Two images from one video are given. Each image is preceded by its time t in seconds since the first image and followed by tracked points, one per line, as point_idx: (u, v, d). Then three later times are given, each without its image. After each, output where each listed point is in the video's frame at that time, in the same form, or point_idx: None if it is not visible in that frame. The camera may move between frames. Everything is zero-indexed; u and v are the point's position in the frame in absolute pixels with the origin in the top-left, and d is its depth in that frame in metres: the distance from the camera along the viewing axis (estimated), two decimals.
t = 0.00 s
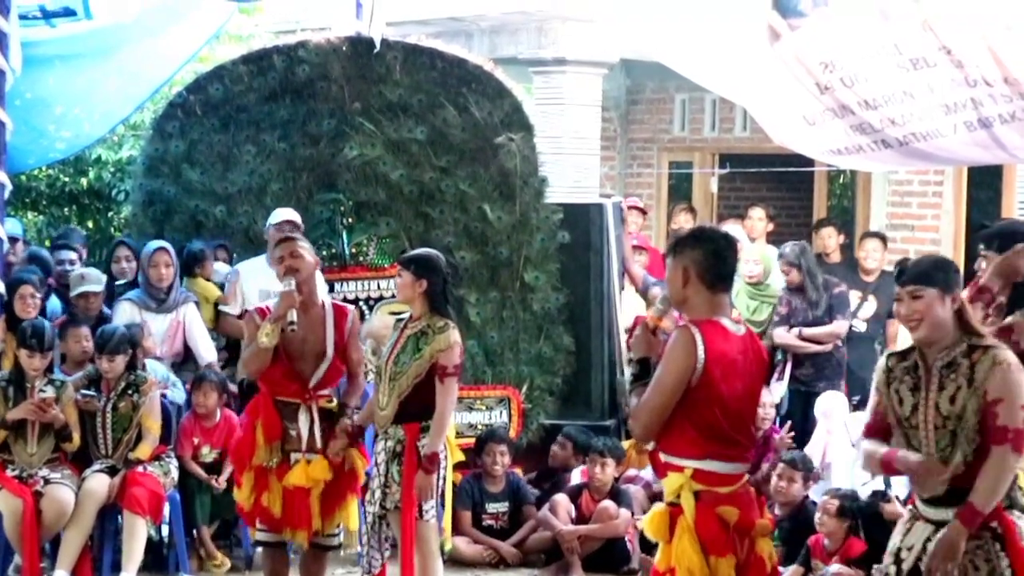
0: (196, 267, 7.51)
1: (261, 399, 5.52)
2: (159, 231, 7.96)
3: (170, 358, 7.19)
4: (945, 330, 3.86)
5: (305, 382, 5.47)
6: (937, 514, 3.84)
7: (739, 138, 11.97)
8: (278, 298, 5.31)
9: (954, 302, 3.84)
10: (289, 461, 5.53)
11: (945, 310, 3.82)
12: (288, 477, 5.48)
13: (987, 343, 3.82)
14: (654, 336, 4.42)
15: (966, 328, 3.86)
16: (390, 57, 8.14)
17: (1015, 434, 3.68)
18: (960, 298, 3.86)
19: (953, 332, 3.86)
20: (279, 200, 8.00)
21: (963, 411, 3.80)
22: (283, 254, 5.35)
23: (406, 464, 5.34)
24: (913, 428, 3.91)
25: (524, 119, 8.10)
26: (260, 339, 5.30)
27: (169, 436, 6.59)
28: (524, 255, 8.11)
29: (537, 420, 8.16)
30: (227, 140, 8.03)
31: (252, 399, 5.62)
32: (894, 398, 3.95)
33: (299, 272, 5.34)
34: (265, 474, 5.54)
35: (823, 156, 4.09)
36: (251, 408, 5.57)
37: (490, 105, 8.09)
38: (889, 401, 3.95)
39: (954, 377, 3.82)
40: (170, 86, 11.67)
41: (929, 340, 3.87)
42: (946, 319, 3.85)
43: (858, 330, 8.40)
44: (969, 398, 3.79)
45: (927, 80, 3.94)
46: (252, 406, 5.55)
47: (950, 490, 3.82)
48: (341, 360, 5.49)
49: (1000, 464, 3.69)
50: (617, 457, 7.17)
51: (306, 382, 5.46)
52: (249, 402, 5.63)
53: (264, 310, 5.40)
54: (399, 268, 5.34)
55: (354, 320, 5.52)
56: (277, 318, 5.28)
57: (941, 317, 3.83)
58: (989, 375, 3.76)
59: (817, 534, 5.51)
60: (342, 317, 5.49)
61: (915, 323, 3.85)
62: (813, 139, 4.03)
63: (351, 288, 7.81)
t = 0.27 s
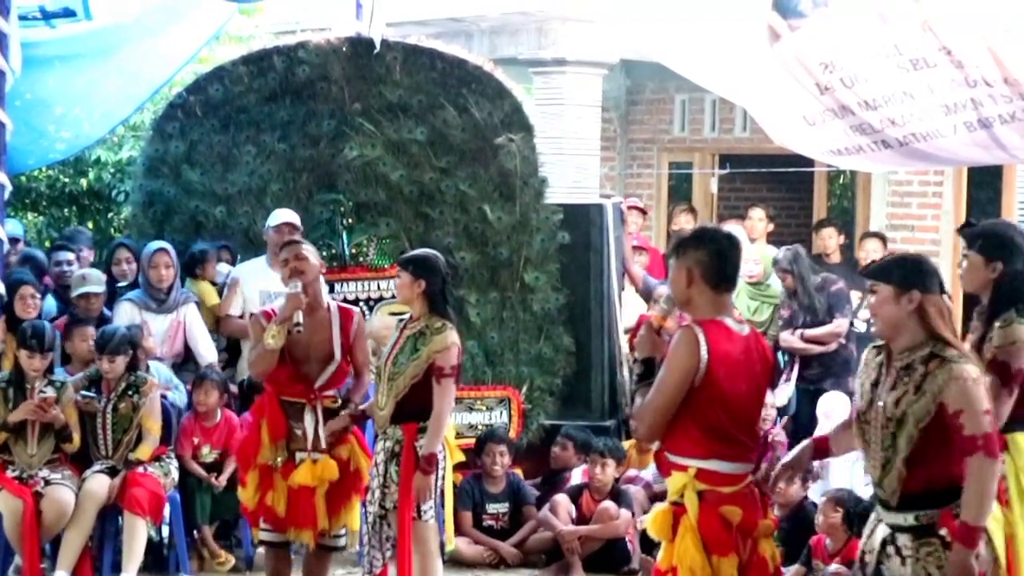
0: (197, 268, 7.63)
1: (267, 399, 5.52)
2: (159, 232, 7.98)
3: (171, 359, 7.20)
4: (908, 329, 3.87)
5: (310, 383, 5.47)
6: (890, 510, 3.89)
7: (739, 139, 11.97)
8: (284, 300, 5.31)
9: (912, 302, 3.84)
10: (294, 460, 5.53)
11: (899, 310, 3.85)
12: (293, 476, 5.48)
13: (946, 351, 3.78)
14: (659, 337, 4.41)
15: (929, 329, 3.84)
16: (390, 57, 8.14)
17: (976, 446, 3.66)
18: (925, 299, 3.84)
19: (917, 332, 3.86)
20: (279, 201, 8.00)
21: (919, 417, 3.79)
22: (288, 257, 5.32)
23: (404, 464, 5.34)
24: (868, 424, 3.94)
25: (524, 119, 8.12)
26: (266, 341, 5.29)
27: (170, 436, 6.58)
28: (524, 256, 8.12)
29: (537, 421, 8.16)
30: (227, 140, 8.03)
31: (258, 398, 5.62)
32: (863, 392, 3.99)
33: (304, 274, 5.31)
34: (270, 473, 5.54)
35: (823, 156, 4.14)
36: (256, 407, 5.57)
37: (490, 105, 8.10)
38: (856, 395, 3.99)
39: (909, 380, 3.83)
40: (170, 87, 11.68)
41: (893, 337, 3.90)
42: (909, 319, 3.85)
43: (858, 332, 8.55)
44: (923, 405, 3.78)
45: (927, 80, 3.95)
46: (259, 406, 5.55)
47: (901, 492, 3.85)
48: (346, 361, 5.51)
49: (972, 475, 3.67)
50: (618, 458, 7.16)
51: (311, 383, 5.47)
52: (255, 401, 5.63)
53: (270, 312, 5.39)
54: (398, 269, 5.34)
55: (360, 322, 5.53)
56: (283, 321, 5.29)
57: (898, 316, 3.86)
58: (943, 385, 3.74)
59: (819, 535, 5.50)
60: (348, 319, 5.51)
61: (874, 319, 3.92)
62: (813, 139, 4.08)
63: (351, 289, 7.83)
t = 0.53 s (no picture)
0: (196, 268, 7.63)
1: (271, 398, 5.52)
2: (159, 232, 8.00)
3: (171, 359, 7.21)
4: (867, 322, 3.97)
5: (315, 383, 5.48)
6: (843, 496, 4.01)
7: (739, 138, 11.92)
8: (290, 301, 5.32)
9: (870, 295, 3.95)
10: (298, 460, 5.53)
11: (857, 303, 3.97)
12: (297, 476, 5.48)
13: (899, 346, 3.89)
14: (661, 336, 4.45)
15: (887, 323, 3.95)
16: (390, 58, 8.14)
17: (953, 426, 3.80)
18: (882, 293, 3.95)
19: (876, 324, 3.96)
20: (280, 201, 7.99)
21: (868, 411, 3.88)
22: (293, 258, 5.37)
23: (403, 464, 5.33)
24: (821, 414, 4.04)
25: (524, 120, 8.13)
26: (273, 340, 5.29)
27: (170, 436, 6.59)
28: (524, 256, 8.12)
29: (538, 421, 8.15)
30: (227, 141, 8.04)
31: (262, 398, 5.61)
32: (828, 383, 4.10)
33: (309, 274, 5.36)
34: (274, 472, 5.54)
35: (823, 155, 4.19)
36: (260, 407, 5.56)
37: (490, 105, 8.10)
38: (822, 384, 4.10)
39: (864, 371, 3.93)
40: (170, 87, 11.69)
41: (853, 328, 4.01)
42: (868, 312, 3.97)
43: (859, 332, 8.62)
44: (873, 399, 3.87)
45: (927, 79, 3.95)
46: (263, 406, 5.54)
47: (856, 480, 3.96)
48: (350, 362, 5.52)
49: (959, 449, 3.84)
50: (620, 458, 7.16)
51: (316, 384, 5.48)
52: (259, 401, 5.62)
53: (275, 313, 5.41)
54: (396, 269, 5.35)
55: (365, 322, 5.56)
56: (290, 320, 5.29)
57: (857, 309, 3.98)
58: (895, 378, 3.85)
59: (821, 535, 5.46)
60: (352, 320, 5.53)
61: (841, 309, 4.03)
62: (813, 138, 4.12)
63: (351, 289, 7.71)
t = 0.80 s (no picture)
0: (191, 266, 7.54)
1: (274, 397, 5.51)
2: (160, 232, 8.01)
3: (172, 359, 7.21)
4: (846, 324, 4.00)
5: (319, 382, 5.48)
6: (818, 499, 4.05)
7: (740, 137, 12.02)
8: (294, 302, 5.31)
9: (847, 297, 3.98)
10: (301, 459, 5.53)
11: (835, 305, 4.00)
12: (301, 476, 5.49)
13: (871, 346, 3.91)
14: (661, 335, 4.45)
15: (865, 324, 3.96)
16: (390, 57, 8.13)
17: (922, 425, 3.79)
18: (859, 294, 3.97)
19: (855, 326, 3.98)
20: (281, 201, 8.00)
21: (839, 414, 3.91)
22: (296, 258, 5.34)
23: (403, 463, 5.33)
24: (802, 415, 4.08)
25: (524, 119, 8.11)
26: (277, 342, 5.27)
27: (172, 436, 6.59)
28: (525, 255, 8.12)
29: (539, 419, 8.15)
30: (228, 140, 8.04)
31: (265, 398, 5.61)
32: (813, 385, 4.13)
33: (312, 274, 5.33)
34: (277, 472, 5.54)
35: (824, 155, 4.20)
36: (263, 406, 5.56)
37: (491, 105, 8.09)
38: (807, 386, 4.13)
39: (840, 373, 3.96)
40: (171, 88, 11.70)
41: (835, 331, 4.04)
42: (846, 315, 3.99)
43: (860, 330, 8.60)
44: (844, 400, 3.90)
45: (928, 78, 3.95)
46: (266, 405, 5.54)
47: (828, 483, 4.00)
48: (354, 361, 5.51)
49: (928, 450, 3.81)
50: (622, 458, 7.15)
51: (320, 383, 5.47)
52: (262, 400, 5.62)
53: (279, 313, 5.41)
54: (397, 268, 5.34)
55: (367, 321, 5.54)
56: (293, 322, 5.28)
57: (833, 311, 4.01)
58: (866, 378, 3.87)
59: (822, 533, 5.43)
60: (356, 319, 5.51)
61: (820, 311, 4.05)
62: (814, 137, 4.12)
63: (352, 288, 7.69)
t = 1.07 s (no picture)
0: (192, 264, 7.54)
1: (278, 395, 5.52)
2: (162, 229, 8.02)
3: (173, 356, 7.21)
4: (841, 324, 3.94)
5: (321, 379, 5.49)
6: (808, 502, 4.07)
7: (743, 135, 12.05)
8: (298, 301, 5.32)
9: (842, 296, 3.92)
10: (305, 457, 5.54)
11: (832, 304, 3.94)
12: (304, 473, 5.49)
13: (852, 345, 3.87)
14: (662, 336, 4.45)
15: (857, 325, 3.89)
16: (393, 54, 8.13)
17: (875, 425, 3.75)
18: (854, 294, 3.90)
19: (850, 327, 3.92)
20: (283, 198, 8.01)
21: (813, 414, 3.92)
22: (301, 255, 5.35)
23: (406, 460, 5.33)
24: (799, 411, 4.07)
25: (527, 116, 8.10)
26: (281, 341, 5.30)
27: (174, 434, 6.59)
28: (528, 252, 8.12)
29: (541, 417, 8.14)
30: (230, 138, 8.05)
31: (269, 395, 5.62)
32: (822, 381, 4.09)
33: (317, 271, 5.34)
34: (281, 469, 5.55)
35: (826, 152, 4.16)
36: (267, 404, 5.56)
37: (494, 102, 8.08)
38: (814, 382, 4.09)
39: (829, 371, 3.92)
40: (173, 85, 11.71)
41: (834, 330, 3.98)
42: (841, 314, 3.93)
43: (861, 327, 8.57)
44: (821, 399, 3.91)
45: (931, 76, 3.98)
46: (269, 402, 5.55)
47: (812, 486, 4.01)
48: (357, 359, 5.50)
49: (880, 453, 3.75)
50: (626, 455, 7.14)
51: (324, 380, 5.49)
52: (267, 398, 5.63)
53: (284, 311, 5.40)
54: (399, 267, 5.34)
55: (372, 319, 5.53)
56: (297, 321, 5.30)
57: (830, 309, 3.95)
58: (837, 378, 3.85)
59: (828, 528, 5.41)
60: (360, 317, 5.50)
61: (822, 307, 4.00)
62: (816, 135, 4.10)
63: (355, 286, 7.66)
